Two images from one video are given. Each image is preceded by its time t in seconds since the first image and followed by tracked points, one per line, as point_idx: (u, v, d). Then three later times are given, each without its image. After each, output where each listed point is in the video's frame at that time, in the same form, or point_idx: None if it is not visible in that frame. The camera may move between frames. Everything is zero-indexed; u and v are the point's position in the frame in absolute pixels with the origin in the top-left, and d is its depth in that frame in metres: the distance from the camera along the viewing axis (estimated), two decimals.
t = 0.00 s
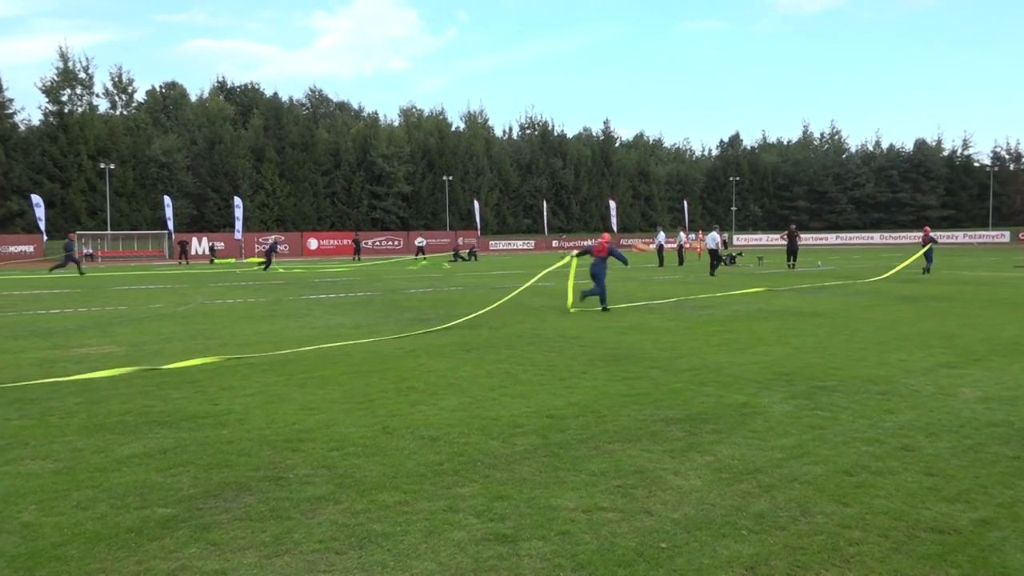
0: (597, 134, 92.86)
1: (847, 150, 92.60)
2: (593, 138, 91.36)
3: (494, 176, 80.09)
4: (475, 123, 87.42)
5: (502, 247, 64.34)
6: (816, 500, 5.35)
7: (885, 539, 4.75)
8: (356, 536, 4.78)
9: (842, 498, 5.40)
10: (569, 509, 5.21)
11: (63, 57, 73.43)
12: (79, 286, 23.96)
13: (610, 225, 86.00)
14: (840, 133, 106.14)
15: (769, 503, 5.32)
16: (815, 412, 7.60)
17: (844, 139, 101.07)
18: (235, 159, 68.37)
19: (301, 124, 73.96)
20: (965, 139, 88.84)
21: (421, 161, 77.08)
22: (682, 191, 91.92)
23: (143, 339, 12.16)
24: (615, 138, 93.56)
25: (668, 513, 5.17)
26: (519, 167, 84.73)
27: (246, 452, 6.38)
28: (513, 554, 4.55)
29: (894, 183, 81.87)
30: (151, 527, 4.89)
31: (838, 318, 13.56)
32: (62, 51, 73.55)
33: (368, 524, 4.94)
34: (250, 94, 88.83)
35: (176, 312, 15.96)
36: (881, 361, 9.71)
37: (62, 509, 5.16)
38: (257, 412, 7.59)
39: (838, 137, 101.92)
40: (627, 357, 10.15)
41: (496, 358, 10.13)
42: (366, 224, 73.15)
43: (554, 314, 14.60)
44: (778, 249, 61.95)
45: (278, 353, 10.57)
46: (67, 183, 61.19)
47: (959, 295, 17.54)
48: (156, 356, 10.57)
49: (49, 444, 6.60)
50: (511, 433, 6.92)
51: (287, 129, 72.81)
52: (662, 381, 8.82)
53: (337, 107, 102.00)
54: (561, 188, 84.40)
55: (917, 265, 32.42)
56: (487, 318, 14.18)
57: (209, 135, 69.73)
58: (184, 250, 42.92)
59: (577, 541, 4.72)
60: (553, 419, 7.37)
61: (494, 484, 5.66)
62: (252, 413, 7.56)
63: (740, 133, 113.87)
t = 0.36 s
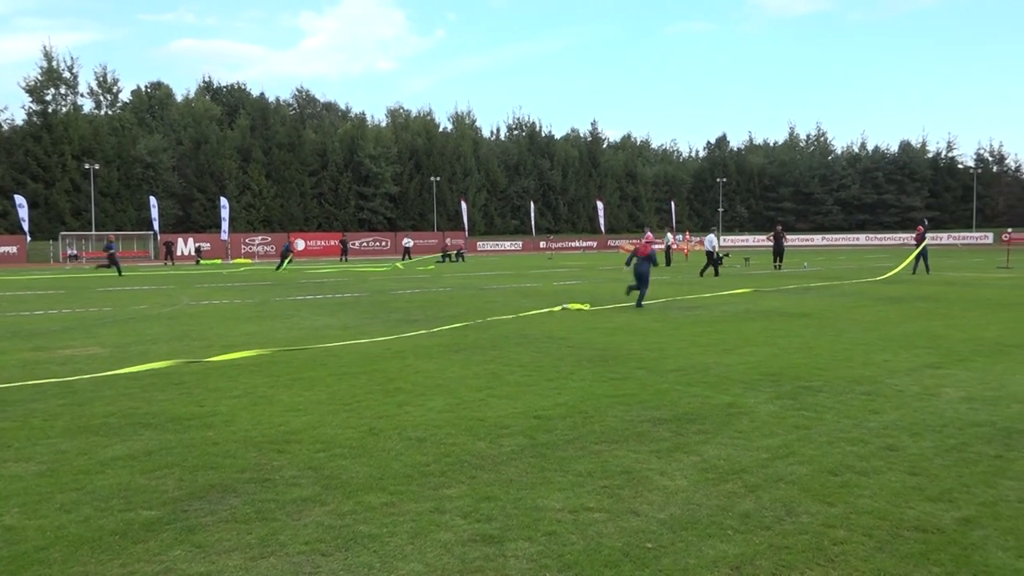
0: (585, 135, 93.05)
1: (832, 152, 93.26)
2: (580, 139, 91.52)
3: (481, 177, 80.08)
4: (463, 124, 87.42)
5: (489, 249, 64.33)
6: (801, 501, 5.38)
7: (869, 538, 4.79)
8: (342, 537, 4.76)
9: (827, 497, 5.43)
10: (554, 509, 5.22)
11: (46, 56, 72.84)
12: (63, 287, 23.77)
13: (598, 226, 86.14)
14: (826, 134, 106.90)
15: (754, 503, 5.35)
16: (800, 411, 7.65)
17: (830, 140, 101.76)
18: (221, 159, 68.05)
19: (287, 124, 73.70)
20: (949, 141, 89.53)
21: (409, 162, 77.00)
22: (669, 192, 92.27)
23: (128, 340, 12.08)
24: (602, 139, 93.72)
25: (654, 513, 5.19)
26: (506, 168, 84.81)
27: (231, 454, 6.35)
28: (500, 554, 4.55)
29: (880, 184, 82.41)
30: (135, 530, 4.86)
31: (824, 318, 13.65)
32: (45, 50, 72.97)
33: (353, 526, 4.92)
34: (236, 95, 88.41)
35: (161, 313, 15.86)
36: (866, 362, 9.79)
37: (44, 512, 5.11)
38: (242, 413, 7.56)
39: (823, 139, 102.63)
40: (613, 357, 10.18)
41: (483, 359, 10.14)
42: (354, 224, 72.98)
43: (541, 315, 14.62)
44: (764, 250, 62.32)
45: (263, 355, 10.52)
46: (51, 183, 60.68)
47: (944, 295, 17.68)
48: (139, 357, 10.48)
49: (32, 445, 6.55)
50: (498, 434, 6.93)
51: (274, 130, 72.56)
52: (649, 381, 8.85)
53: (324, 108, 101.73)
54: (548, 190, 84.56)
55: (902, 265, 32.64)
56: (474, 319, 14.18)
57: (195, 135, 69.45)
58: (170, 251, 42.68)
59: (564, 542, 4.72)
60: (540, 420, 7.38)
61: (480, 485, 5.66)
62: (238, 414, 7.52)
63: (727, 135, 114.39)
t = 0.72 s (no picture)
0: (574, 136, 93.19)
1: (820, 154, 93.84)
2: (569, 140, 91.64)
3: (471, 178, 80.04)
4: (452, 125, 87.37)
5: (478, 249, 64.37)
6: (788, 501, 5.41)
7: (855, 538, 4.82)
8: (331, 538, 4.76)
9: (814, 497, 5.46)
10: (544, 510, 5.23)
11: (33, 55, 72.29)
12: (49, 288, 23.64)
13: (587, 227, 86.30)
14: (813, 136, 107.52)
15: (742, 503, 5.38)
16: (787, 412, 7.68)
17: (817, 142, 102.36)
18: (210, 159, 67.79)
19: (276, 124, 73.43)
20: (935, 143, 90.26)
21: (398, 162, 76.90)
22: (658, 193, 92.56)
23: (115, 341, 12.01)
24: (592, 140, 93.87)
25: (643, 513, 5.21)
26: (495, 168, 84.82)
27: (219, 455, 6.33)
28: (488, 556, 4.55)
29: (866, 186, 82.93)
30: (121, 532, 4.83)
31: (812, 319, 13.73)
32: (32, 49, 72.44)
33: (342, 527, 4.92)
34: (224, 94, 88.02)
35: (148, 314, 15.78)
36: (853, 362, 9.85)
37: (30, 513, 5.08)
38: (231, 414, 7.53)
39: (811, 141, 103.21)
40: (602, 358, 10.21)
41: (472, 360, 10.15)
42: (343, 225, 72.80)
43: (530, 316, 14.64)
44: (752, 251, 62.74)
45: (251, 356, 10.47)
46: (37, 183, 60.11)
47: (929, 296, 17.83)
48: (126, 359, 10.42)
49: (18, 447, 6.50)
50: (487, 434, 6.94)
51: (262, 129, 72.26)
52: (637, 382, 8.88)
53: (313, 108, 101.40)
54: (538, 190, 84.66)
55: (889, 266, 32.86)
56: (464, 320, 14.17)
57: (183, 135, 69.17)
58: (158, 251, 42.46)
59: (553, 542, 4.73)
60: (529, 420, 7.39)
61: (469, 486, 5.66)
62: (226, 416, 7.50)
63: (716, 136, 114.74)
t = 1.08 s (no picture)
0: (559, 139, 93.25)
1: (803, 156, 94.48)
2: (555, 143, 91.70)
3: (457, 181, 79.92)
4: (437, 128, 87.27)
5: (465, 253, 64.42)
6: (774, 501, 5.43)
7: (841, 537, 4.85)
8: (317, 545, 4.73)
9: (800, 497, 5.49)
10: (531, 513, 5.22)
11: (13, 59, 71.57)
12: (30, 294, 23.40)
13: (573, 230, 86.41)
14: (796, 138, 108.22)
15: (729, 504, 5.40)
16: (772, 413, 7.71)
17: (801, 144, 103.03)
18: (194, 164, 67.40)
19: (260, 129, 73.03)
20: (916, 145, 91.18)
21: (383, 166, 76.72)
22: (644, 196, 92.80)
23: (97, 348, 11.89)
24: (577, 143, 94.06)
25: (630, 515, 5.21)
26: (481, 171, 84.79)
27: (204, 463, 6.27)
28: (476, 560, 4.54)
29: (850, 188, 83.54)
30: (103, 541, 4.78)
31: (797, 320, 13.82)
32: (12, 53, 71.71)
33: (328, 533, 4.89)
34: (208, 98, 87.52)
35: (131, 320, 15.64)
36: (838, 362, 9.92)
37: (11, 524, 5.02)
38: (216, 420, 7.48)
39: (795, 143, 103.89)
40: (589, 361, 10.22)
41: (458, 364, 10.13)
42: (328, 229, 72.53)
43: (516, 319, 14.64)
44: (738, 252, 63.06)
45: (235, 362, 10.39)
46: (18, 189, 59.26)
47: (912, 296, 18.00)
48: (108, 365, 10.31)
49: None
50: (474, 438, 6.92)
51: (246, 134, 71.83)
52: (624, 384, 8.90)
53: (298, 112, 100.96)
54: (524, 194, 84.74)
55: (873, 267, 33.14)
56: (450, 324, 14.16)
57: (166, 140, 68.75)
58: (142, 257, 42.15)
59: (540, 546, 4.73)
60: (516, 423, 7.38)
61: (456, 491, 5.64)
62: (211, 422, 7.44)
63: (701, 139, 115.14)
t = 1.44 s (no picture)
0: (542, 142, 93.34)
1: (784, 159, 95.18)
2: (538, 145, 91.78)
3: (440, 183, 79.80)
4: (421, 130, 87.11)
5: (448, 255, 64.43)
6: (754, 502, 5.47)
7: (820, 537, 4.90)
8: (298, 549, 4.72)
9: (779, 498, 5.54)
10: (513, 516, 5.23)
11: None
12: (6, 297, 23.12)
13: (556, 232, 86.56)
14: (778, 141, 109.03)
15: (709, 505, 5.44)
16: (753, 414, 7.78)
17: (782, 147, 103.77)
18: (174, 164, 66.47)
19: (241, 130, 72.56)
20: (895, 148, 92.15)
21: (366, 168, 76.45)
22: (626, 198, 93.08)
23: (75, 351, 11.79)
24: (560, 145, 94.19)
25: (611, 517, 5.23)
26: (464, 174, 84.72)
27: (183, 466, 6.23)
28: (458, 563, 4.54)
29: (831, 190, 84.25)
30: (81, 547, 4.74)
31: (777, 322, 13.95)
32: None
33: (309, 537, 4.88)
34: (189, 99, 86.89)
35: (110, 323, 15.51)
36: (817, 364, 10.02)
37: None
38: (196, 424, 7.43)
39: (776, 146, 104.63)
40: (571, 363, 10.25)
41: (441, 366, 10.13)
42: (311, 231, 72.24)
43: (499, 321, 14.67)
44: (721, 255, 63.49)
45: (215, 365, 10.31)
46: None
47: (891, 299, 18.20)
48: (87, 369, 10.21)
49: None
50: (456, 441, 6.92)
51: (227, 135, 71.38)
52: (606, 386, 8.94)
53: (281, 114, 100.44)
54: (507, 196, 84.84)
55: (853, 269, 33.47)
56: (433, 326, 14.16)
57: (146, 141, 67.74)
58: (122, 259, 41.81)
59: (522, 548, 4.74)
60: (498, 426, 7.39)
61: (438, 493, 5.65)
62: (191, 426, 7.39)
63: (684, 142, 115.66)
